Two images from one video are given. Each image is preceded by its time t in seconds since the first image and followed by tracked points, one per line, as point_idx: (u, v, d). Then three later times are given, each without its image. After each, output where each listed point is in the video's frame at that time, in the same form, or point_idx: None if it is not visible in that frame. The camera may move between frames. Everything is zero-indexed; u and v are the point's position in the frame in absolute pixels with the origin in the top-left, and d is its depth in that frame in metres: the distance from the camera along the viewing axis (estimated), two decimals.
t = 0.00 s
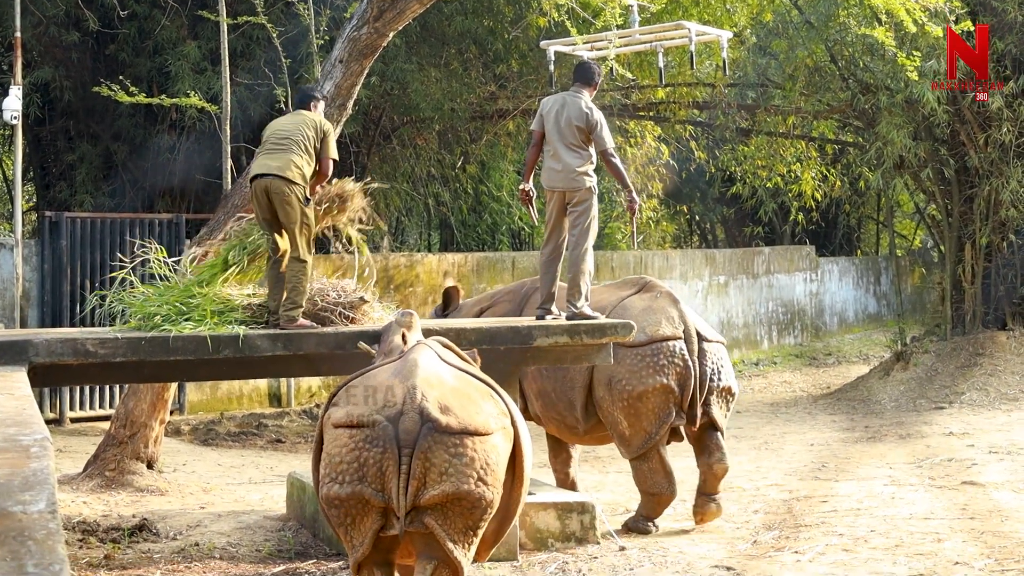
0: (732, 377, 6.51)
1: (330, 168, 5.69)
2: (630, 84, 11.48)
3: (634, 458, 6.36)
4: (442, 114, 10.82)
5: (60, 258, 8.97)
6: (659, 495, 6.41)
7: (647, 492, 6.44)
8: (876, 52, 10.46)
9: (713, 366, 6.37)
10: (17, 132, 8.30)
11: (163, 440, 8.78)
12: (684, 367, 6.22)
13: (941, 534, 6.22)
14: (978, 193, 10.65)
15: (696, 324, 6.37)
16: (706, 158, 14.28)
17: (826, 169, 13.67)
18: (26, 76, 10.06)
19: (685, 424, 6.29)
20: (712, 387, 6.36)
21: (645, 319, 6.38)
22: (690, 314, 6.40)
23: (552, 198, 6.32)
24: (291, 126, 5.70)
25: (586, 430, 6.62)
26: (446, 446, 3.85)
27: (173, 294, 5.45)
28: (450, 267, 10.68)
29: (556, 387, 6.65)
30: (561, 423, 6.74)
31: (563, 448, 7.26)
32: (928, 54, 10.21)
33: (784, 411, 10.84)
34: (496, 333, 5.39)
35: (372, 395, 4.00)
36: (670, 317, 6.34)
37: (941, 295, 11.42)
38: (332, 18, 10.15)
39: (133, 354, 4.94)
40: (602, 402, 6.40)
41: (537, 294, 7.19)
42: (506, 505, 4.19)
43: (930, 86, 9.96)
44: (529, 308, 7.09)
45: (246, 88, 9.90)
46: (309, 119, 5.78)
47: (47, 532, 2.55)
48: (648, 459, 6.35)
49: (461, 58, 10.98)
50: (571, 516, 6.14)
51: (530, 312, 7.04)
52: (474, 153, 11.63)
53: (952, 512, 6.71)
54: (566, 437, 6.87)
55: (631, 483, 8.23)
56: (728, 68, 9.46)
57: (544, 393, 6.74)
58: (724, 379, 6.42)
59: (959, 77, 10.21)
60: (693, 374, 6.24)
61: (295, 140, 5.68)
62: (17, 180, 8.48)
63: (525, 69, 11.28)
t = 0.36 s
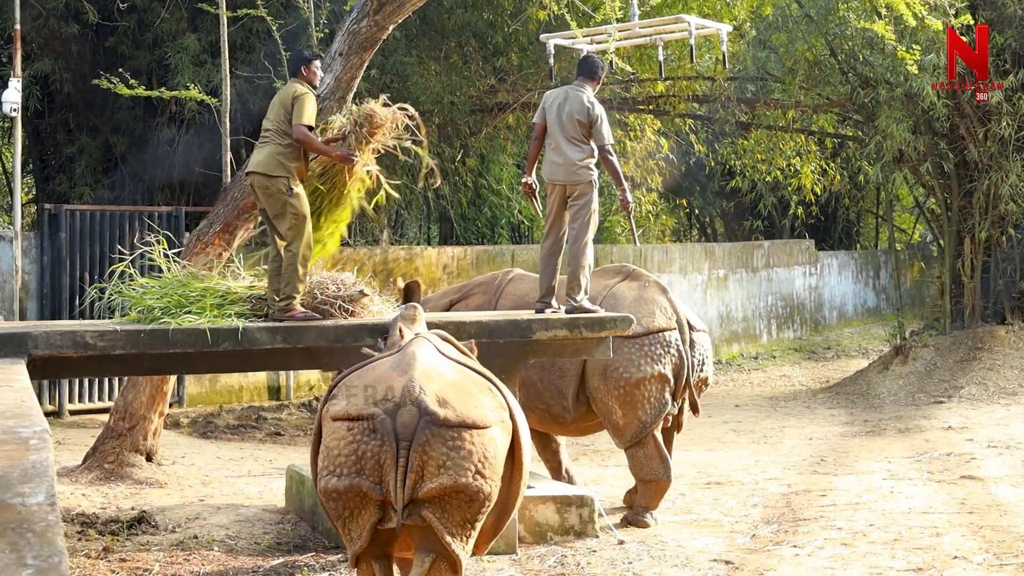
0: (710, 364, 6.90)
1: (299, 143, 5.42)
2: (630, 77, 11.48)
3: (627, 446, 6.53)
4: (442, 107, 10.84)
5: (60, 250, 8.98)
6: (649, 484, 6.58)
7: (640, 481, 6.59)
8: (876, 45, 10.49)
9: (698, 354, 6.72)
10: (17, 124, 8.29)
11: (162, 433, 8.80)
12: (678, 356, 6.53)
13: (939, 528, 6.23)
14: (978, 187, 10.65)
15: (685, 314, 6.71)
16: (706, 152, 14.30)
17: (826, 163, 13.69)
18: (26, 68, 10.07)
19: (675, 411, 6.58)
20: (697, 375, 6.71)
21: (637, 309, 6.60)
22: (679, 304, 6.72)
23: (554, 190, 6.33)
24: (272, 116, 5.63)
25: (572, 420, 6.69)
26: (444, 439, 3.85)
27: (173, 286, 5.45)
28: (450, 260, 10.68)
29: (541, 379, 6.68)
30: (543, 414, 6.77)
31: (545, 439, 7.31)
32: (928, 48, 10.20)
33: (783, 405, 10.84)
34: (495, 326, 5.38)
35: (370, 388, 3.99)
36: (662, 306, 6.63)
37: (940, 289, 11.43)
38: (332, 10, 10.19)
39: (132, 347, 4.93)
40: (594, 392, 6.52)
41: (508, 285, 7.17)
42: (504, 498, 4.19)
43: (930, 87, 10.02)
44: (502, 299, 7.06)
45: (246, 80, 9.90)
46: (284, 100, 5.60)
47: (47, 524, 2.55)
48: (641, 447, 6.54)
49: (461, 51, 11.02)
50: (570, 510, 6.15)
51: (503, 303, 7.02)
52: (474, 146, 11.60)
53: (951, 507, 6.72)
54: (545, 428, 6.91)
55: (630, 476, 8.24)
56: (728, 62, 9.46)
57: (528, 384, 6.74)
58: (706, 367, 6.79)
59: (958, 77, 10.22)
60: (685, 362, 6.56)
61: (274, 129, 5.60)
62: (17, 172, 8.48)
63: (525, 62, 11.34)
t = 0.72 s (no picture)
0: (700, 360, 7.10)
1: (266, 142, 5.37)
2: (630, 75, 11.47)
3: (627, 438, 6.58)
4: (442, 105, 10.84)
5: (61, 247, 8.98)
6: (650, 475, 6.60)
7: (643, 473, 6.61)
8: (877, 44, 10.51)
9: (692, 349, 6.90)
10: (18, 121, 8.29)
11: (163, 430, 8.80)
12: (675, 350, 6.69)
13: (940, 526, 6.23)
14: (979, 185, 10.66)
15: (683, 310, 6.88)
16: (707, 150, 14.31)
17: (826, 162, 13.70)
18: (27, 65, 10.08)
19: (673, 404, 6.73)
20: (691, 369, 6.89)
21: (636, 304, 6.72)
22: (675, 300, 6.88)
23: (553, 186, 6.34)
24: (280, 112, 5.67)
25: (570, 415, 6.76)
26: (444, 437, 3.85)
27: (174, 284, 5.45)
28: (450, 257, 10.68)
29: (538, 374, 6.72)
30: (539, 410, 6.78)
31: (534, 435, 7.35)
32: (929, 46, 10.18)
33: (784, 402, 10.84)
34: (496, 324, 5.39)
35: (370, 385, 3.99)
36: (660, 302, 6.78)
37: (941, 287, 11.43)
38: (333, 8, 10.23)
39: (133, 344, 4.94)
40: (595, 385, 6.58)
41: (490, 281, 7.28)
42: (504, 495, 4.20)
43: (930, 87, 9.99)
44: (487, 296, 7.15)
45: (247, 78, 9.90)
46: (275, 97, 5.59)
47: (47, 521, 2.55)
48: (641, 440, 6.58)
49: (462, 49, 11.02)
50: (571, 508, 6.14)
51: (488, 299, 7.11)
52: (475, 145, 11.75)
53: (952, 505, 6.72)
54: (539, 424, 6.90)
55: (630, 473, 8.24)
56: (728, 60, 9.45)
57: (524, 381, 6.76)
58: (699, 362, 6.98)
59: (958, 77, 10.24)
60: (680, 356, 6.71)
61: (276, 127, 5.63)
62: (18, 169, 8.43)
63: (526, 60, 11.35)
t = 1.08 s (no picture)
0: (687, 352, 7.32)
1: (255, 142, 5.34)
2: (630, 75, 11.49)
3: (623, 432, 6.71)
4: (442, 105, 10.85)
5: (61, 248, 8.99)
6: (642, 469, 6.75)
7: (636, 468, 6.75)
8: (877, 43, 10.50)
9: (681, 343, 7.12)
10: (18, 122, 8.29)
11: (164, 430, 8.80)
12: (669, 346, 6.87)
13: (941, 526, 6.23)
14: (979, 185, 10.66)
15: (676, 306, 7.08)
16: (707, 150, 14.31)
17: (827, 162, 13.71)
18: (27, 66, 10.09)
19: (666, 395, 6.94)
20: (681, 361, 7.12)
21: (631, 300, 6.89)
22: (665, 296, 7.08)
23: (554, 185, 6.34)
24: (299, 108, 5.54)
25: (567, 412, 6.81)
26: (444, 437, 3.85)
27: (175, 284, 5.46)
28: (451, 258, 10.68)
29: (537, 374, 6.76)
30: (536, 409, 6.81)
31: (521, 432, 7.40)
32: (930, 45, 10.17)
33: (785, 402, 10.85)
34: (496, 324, 5.39)
35: (371, 385, 3.99)
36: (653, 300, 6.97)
37: (941, 287, 11.43)
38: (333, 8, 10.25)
39: (133, 344, 4.94)
40: (593, 382, 6.65)
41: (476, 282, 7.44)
42: (504, 495, 4.20)
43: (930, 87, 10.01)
44: (478, 297, 7.33)
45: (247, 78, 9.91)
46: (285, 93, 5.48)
47: (48, 521, 2.55)
48: (635, 435, 6.73)
49: (462, 49, 11.00)
50: (572, 507, 6.14)
51: (479, 300, 7.28)
52: (475, 144, 11.75)
53: (953, 504, 6.72)
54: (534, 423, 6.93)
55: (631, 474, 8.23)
56: (728, 60, 9.44)
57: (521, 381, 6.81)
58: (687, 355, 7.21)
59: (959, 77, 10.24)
60: (672, 352, 6.90)
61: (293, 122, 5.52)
62: (18, 171, 8.41)
63: (527, 60, 11.37)
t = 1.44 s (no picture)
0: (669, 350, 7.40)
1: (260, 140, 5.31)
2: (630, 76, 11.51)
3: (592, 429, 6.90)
4: (442, 106, 10.85)
5: (61, 249, 8.99)
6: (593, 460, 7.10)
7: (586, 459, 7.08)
8: (876, 43, 10.48)
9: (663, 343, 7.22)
10: (18, 123, 8.29)
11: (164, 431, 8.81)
12: (651, 346, 6.98)
13: (940, 526, 6.23)
14: (979, 185, 10.66)
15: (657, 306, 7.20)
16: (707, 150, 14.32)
17: (826, 162, 13.73)
18: (27, 66, 10.10)
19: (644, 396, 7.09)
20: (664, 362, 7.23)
21: (615, 301, 6.99)
22: (648, 295, 7.19)
23: (558, 187, 6.33)
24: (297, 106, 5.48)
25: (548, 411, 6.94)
26: (444, 437, 3.85)
27: (174, 285, 5.46)
28: (450, 259, 10.68)
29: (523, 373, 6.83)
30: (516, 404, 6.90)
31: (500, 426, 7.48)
32: (929, 46, 10.18)
33: (785, 402, 10.85)
34: (496, 325, 5.39)
35: (371, 385, 3.99)
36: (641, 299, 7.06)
37: (941, 287, 11.44)
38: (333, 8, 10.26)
39: (133, 345, 4.94)
40: (574, 382, 6.77)
41: (456, 282, 7.28)
42: (505, 496, 4.20)
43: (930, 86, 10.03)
44: (459, 298, 7.18)
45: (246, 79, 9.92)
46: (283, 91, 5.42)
47: (48, 522, 2.55)
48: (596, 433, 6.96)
49: (462, 49, 11.00)
50: (572, 508, 6.14)
51: (461, 300, 7.15)
52: (474, 145, 11.72)
53: (954, 504, 6.73)
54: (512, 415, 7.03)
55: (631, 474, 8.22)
56: (728, 61, 9.45)
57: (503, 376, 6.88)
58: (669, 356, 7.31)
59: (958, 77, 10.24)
60: (654, 352, 7.02)
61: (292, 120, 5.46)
62: (18, 171, 8.41)
63: (526, 60, 11.37)
